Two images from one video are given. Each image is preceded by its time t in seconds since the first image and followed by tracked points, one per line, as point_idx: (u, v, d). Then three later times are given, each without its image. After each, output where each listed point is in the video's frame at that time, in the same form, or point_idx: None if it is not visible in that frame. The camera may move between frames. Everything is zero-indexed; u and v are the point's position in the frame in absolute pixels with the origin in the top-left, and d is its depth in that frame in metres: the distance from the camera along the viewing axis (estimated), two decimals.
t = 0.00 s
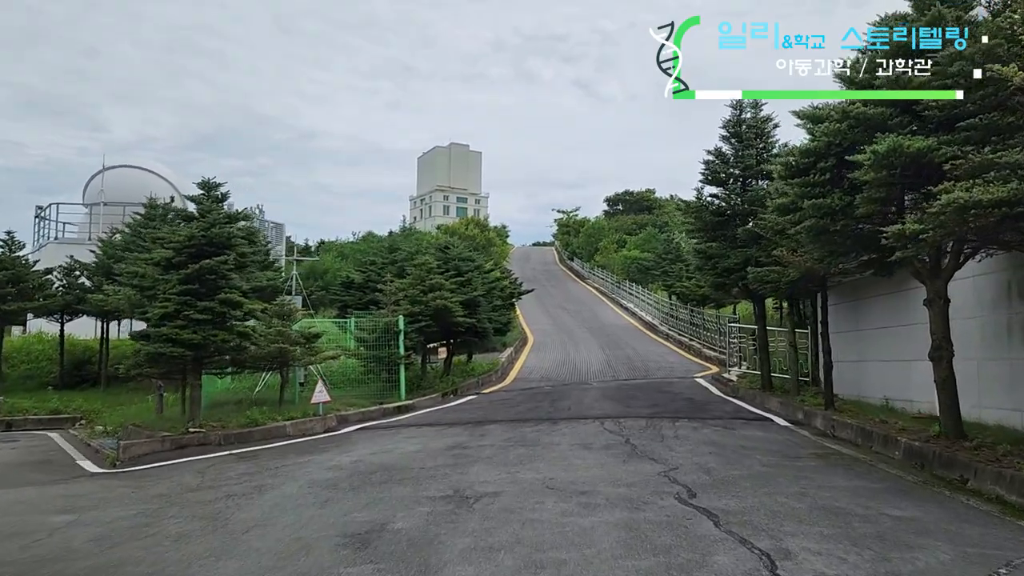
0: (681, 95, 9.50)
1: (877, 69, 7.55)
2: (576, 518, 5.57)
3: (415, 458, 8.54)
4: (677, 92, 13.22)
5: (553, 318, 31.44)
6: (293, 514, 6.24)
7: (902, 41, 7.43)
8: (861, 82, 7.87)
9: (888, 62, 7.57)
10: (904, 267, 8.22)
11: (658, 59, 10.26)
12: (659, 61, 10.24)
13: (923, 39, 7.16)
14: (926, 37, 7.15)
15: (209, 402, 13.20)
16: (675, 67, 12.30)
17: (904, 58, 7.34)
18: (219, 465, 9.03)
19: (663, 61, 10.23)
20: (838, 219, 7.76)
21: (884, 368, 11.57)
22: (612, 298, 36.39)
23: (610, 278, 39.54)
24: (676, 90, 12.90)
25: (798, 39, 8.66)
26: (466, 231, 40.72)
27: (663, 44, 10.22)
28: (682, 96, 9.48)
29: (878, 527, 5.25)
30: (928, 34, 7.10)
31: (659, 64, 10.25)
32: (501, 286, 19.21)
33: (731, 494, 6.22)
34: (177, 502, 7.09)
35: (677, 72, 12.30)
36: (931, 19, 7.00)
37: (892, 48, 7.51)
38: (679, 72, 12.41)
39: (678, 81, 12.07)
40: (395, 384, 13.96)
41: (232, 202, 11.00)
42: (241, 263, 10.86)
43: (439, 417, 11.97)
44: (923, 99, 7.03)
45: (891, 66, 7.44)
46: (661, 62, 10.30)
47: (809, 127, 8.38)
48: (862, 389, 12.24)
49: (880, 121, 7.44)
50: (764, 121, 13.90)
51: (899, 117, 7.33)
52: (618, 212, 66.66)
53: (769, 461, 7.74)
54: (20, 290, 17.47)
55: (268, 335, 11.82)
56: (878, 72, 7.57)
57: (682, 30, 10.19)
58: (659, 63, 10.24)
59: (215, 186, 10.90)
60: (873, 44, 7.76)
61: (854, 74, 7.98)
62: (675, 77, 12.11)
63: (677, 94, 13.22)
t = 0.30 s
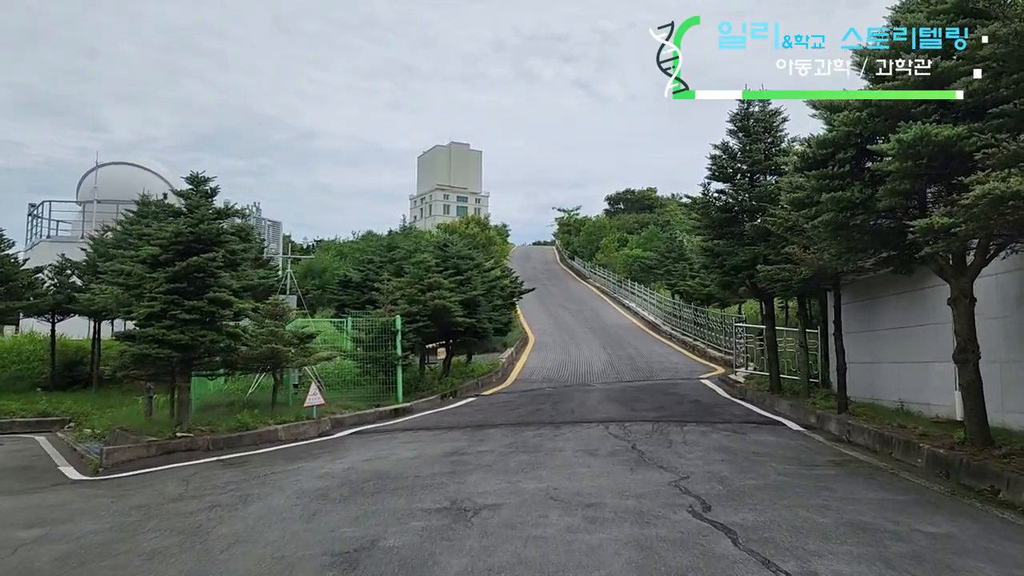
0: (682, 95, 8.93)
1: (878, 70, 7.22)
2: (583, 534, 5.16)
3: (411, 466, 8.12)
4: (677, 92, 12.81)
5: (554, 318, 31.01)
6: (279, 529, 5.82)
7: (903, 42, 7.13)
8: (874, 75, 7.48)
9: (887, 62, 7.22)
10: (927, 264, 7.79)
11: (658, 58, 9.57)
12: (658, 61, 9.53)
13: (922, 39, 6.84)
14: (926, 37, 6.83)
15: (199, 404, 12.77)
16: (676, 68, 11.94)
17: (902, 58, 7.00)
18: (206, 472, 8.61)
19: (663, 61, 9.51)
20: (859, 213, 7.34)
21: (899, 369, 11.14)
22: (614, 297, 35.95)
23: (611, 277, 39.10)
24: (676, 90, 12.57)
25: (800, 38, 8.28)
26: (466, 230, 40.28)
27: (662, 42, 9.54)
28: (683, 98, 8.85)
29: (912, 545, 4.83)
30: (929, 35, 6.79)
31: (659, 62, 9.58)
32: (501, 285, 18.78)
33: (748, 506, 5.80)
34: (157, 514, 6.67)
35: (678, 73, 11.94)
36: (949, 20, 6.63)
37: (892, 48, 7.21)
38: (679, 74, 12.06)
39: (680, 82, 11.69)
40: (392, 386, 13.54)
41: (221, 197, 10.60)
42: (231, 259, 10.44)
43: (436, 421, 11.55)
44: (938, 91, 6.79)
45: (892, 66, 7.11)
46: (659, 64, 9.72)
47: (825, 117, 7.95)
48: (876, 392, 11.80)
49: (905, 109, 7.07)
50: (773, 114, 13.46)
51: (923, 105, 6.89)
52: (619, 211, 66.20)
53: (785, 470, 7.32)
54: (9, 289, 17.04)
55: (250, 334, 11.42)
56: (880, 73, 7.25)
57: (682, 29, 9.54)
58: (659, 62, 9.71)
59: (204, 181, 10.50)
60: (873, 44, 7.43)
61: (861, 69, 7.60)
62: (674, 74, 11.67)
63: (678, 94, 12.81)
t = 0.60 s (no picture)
0: (679, 96, 8.69)
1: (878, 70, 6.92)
2: (584, 553, 4.73)
3: (402, 474, 7.70)
4: (677, 93, 12.55)
5: (555, 318, 30.60)
6: (256, 546, 5.40)
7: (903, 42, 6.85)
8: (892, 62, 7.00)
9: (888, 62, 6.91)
10: (947, 261, 7.36)
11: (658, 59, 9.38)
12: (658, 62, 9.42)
13: (922, 39, 6.57)
14: (925, 37, 6.56)
15: (187, 408, 12.35)
16: (675, 68, 11.59)
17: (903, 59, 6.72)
18: (187, 480, 8.18)
19: (663, 61, 9.31)
20: (876, 207, 6.91)
21: (912, 371, 10.71)
22: (615, 298, 35.54)
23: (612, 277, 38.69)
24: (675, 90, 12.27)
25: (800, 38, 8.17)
26: (465, 230, 39.85)
27: (662, 43, 9.35)
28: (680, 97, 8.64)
29: (944, 567, 4.41)
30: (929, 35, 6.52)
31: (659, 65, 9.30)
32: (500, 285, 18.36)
33: (763, 522, 5.37)
34: (129, 528, 6.25)
35: (677, 75, 11.60)
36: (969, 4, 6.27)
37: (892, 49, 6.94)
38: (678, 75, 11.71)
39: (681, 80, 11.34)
40: (387, 389, 13.11)
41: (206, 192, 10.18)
42: (216, 257, 10.02)
43: (431, 425, 11.13)
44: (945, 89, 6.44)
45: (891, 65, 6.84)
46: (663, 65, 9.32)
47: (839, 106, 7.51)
48: (888, 395, 11.37)
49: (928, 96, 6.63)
50: (779, 108, 13.04)
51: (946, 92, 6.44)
52: (620, 211, 65.77)
53: (798, 480, 6.90)
54: None
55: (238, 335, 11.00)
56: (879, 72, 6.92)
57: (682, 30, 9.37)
58: (659, 60, 9.38)
59: (189, 175, 10.07)
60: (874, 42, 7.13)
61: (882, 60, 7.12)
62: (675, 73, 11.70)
63: (681, 95, 12.55)
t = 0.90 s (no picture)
0: (681, 97, 8.92)
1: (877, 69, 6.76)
2: None
3: (403, 483, 7.26)
4: (679, 92, 12.16)
5: (557, 319, 30.16)
6: (245, 565, 4.96)
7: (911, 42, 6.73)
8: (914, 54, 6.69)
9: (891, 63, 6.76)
10: (983, 256, 6.91)
11: (658, 59, 9.45)
12: (657, 61, 9.44)
13: (922, 39, 6.51)
14: (925, 37, 6.50)
15: (180, 411, 11.90)
16: (677, 66, 11.16)
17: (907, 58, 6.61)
18: (176, 490, 7.74)
19: (663, 61, 9.41)
20: (908, 198, 6.48)
21: (933, 373, 10.27)
22: (619, 298, 35.11)
23: (616, 277, 38.24)
24: (675, 89, 11.87)
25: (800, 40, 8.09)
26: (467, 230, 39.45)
27: (662, 43, 9.45)
28: (680, 96, 9.02)
29: None
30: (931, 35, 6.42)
31: (659, 66, 9.56)
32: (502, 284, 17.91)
33: (795, 538, 4.94)
34: (109, 544, 5.81)
35: (678, 75, 11.18)
36: None
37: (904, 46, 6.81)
38: (679, 74, 11.29)
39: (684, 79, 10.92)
40: (387, 391, 12.68)
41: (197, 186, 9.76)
42: (208, 254, 9.58)
43: (433, 429, 10.70)
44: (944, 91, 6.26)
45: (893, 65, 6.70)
46: (661, 65, 9.53)
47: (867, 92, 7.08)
48: (908, 398, 10.93)
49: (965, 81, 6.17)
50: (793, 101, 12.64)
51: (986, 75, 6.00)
52: (622, 210, 65.34)
53: (826, 490, 6.46)
54: None
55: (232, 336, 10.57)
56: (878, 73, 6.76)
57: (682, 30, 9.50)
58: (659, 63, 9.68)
59: (180, 168, 9.65)
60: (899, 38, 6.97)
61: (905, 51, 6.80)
62: (676, 71, 11.29)
63: (683, 94, 12.14)
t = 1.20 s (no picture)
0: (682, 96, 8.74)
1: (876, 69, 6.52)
2: None
3: (395, 490, 6.86)
4: (677, 92, 11.72)
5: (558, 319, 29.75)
6: None
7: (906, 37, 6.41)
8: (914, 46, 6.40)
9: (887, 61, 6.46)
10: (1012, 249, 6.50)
11: (658, 59, 9.40)
12: (658, 61, 9.34)
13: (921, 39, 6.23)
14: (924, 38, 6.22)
15: (168, 413, 11.51)
16: (675, 66, 10.63)
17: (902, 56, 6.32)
18: (157, 496, 7.33)
19: (663, 61, 9.31)
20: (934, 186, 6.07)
21: (950, 373, 9.85)
22: (621, 298, 34.70)
23: (618, 277, 37.84)
24: (675, 89, 11.48)
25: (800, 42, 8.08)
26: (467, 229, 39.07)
27: (662, 43, 9.35)
28: (681, 96, 8.82)
29: None
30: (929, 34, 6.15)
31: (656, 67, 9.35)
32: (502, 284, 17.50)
33: (818, 553, 4.54)
34: (78, 557, 5.40)
35: (676, 74, 10.69)
36: None
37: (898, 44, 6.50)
38: (678, 74, 10.84)
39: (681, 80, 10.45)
40: (383, 393, 12.27)
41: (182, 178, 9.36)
42: (193, 249, 9.16)
43: (430, 432, 10.29)
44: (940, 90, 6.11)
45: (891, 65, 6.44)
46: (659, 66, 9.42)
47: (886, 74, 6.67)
48: (924, 399, 10.51)
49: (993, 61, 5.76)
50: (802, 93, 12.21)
51: (1019, 53, 5.59)
52: (624, 210, 64.93)
53: (845, 498, 6.05)
54: None
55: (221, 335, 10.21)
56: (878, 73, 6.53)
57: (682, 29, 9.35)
58: (658, 62, 9.44)
59: (165, 160, 9.26)
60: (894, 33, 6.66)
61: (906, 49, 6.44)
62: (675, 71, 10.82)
63: (683, 94, 11.76)
